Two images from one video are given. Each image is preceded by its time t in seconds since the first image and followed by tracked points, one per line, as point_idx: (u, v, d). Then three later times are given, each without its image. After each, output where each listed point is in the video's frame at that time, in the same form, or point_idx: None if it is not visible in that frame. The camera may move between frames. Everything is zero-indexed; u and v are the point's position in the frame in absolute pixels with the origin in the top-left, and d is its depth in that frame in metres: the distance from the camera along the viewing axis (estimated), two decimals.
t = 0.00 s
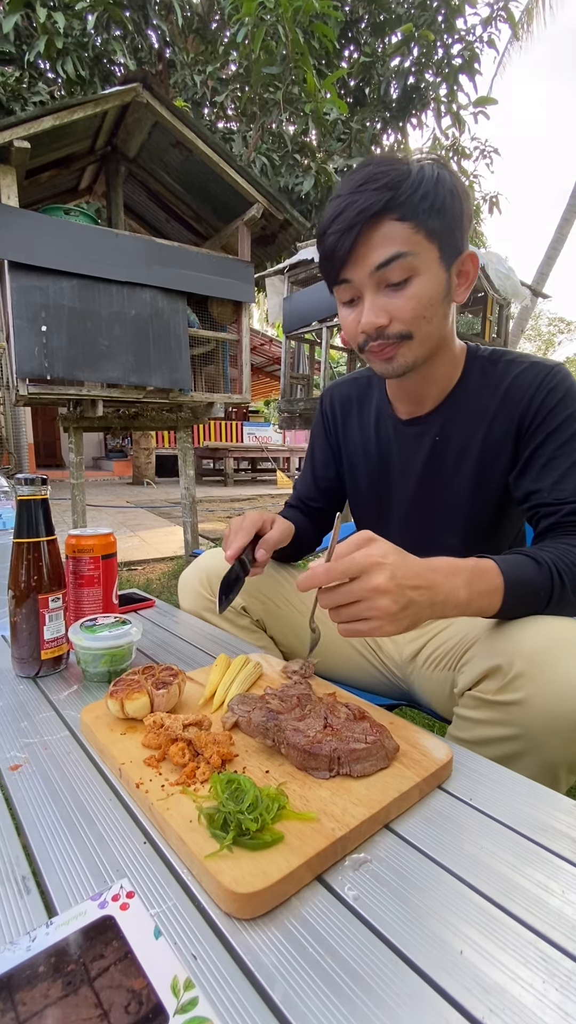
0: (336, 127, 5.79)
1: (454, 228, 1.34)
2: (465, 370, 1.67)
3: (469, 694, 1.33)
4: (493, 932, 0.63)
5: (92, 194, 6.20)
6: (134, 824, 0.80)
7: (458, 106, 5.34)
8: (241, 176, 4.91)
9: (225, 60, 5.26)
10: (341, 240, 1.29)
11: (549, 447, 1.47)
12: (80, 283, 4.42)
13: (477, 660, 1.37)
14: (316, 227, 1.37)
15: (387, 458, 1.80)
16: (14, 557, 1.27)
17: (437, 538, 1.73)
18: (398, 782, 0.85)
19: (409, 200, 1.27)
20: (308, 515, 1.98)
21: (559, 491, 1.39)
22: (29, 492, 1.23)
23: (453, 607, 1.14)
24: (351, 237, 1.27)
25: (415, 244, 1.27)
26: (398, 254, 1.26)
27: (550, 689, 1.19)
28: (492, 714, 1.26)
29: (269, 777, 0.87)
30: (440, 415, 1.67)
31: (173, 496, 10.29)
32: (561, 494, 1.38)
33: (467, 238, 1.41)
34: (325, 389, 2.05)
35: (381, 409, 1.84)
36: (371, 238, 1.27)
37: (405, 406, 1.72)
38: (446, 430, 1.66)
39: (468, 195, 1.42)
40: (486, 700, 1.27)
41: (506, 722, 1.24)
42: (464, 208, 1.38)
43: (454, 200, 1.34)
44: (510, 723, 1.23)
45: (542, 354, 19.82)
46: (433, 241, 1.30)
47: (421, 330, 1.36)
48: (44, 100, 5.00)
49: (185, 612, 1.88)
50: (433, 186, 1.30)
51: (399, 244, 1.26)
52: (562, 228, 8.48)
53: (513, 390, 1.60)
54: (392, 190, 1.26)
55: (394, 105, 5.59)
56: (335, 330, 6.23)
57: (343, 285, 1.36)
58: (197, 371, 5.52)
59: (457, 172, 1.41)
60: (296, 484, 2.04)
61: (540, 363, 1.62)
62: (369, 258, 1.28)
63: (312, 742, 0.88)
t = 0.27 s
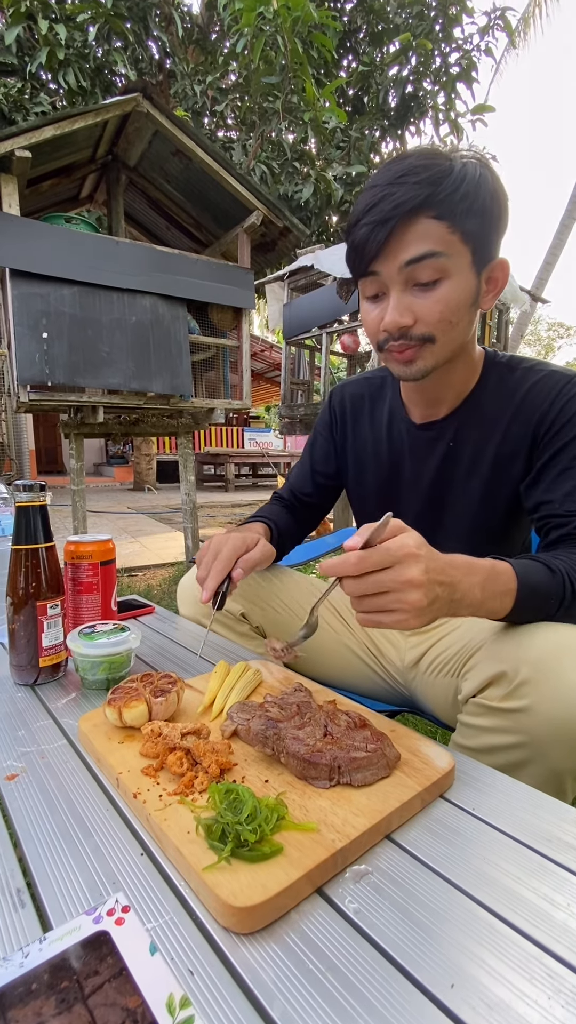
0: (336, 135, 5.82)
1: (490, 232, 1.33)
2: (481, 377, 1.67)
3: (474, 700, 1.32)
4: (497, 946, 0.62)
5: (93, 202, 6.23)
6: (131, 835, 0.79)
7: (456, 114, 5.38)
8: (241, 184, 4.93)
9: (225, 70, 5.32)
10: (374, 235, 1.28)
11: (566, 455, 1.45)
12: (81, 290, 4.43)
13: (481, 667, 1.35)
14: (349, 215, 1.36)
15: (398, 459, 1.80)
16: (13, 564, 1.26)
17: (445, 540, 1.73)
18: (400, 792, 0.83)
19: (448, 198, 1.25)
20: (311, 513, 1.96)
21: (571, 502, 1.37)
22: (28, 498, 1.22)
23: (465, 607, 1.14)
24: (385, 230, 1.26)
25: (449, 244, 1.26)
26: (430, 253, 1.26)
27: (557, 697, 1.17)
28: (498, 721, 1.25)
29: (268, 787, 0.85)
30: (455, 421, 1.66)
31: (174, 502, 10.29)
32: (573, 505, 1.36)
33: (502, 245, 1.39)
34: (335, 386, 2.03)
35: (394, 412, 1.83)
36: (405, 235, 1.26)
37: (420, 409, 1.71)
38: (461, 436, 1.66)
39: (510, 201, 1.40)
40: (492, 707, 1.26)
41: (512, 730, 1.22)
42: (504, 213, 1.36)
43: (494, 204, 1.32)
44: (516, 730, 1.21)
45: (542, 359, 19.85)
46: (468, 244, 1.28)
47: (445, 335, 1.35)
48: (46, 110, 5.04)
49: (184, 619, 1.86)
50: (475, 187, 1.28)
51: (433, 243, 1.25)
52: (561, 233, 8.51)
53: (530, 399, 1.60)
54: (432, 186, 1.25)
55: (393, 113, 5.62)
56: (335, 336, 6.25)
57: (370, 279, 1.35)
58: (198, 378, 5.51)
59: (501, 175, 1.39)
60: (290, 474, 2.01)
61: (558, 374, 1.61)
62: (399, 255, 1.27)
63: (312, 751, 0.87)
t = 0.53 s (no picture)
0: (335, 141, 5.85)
1: (498, 241, 1.32)
2: (483, 384, 1.65)
3: (478, 707, 1.30)
4: (501, 958, 0.61)
5: (93, 208, 6.26)
6: (131, 844, 0.78)
7: (454, 120, 5.40)
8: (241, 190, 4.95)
9: (225, 78, 5.35)
10: (378, 233, 1.26)
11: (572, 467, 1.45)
12: (82, 295, 4.44)
13: (487, 674, 1.34)
14: (353, 212, 1.34)
15: (397, 466, 1.80)
16: (12, 570, 1.25)
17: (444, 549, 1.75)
18: (402, 800, 0.82)
19: (456, 202, 1.24)
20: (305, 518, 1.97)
21: None
22: (27, 504, 1.22)
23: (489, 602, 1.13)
24: (390, 230, 1.24)
25: (454, 249, 1.25)
26: (435, 257, 1.24)
27: (563, 705, 1.17)
28: (504, 729, 1.23)
29: (268, 795, 0.84)
30: (453, 430, 1.65)
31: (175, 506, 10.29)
32: None
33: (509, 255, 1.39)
34: (330, 389, 2.00)
35: (391, 419, 1.82)
36: (410, 236, 1.25)
37: (418, 419, 1.68)
38: (460, 445, 1.65)
39: (520, 211, 1.39)
40: (497, 715, 1.24)
41: (518, 738, 1.21)
42: (513, 222, 1.35)
43: (504, 213, 1.32)
44: (523, 738, 1.20)
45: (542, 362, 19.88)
46: (475, 250, 1.27)
47: (444, 347, 1.34)
48: (47, 118, 5.07)
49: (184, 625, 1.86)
50: (486, 193, 1.27)
51: (438, 246, 1.24)
52: (560, 237, 8.54)
53: (533, 407, 1.59)
54: (440, 188, 1.24)
55: (392, 119, 5.63)
56: (335, 341, 6.26)
57: (370, 279, 1.33)
58: (198, 382, 5.51)
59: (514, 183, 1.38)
60: (279, 477, 2.00)
61: (560, 379, 1.60)
62: (403, 255, 1.26)
63: (313, 758, 0.86)
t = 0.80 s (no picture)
0: (334, 145, 5.87)
1: (487, 247, 1.31)
2: (473, 390, 1.64)
3: (480, 711, 1.30)
4: (506, 961, 0.61)
5: (94, 213, 6.29)
6: (132, 848, 0.78)
7: (453, 124, 5.42)
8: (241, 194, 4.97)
9: (225, 83, 5.37)
10: (360, 236, 1.24)
11: (570, 474, 1.46)
12: (82, 299, 4.45)
13: (488, 679, 1.33)
14: (336, 214, 1.33)
15: (387, 475, 1.78)
16: (13, 572, 1.25)
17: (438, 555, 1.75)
18: (405, 803, 0.82)
19: (442, 206, 1.23)
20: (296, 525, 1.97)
21: None
22: (28, 506, 1.22)
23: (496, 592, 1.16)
24: (373, 234, 1.23)
25: (440, 254, 1.24)
26: (419, 263, 1.23)
27: (564, 709, 1.17)
28: (505, 733, 1.23)
29: (270, 798, 0.84)
30: (444, 438, 1.63)
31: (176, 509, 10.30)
32: None
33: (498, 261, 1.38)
34: (318, 394, 2.01)
35: (381, 426, 1.79)
36: (394, 240, 1.23)
37: (407, 428, 1.66)
38: (451, 453, 1.64)
39: (510, 216, 1.39)
40: (499, 719, 1.24)
41: (520, 743, 1.21)
42: (502, 227, 1.35)
43: (493, 218, 1.31)
44: (524, 743, 1.20)
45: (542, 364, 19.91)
46: (462, 255, 1.27)
47: (429, 358, 1.33)
48: (48, 123, 5.09)
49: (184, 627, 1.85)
50: (473, 198, 1.27)
51: (423, 252, 1.23)
52: (559, 239, 8.56)
53: (525, 412, 1.59)
54: (426, 192, 1.23)
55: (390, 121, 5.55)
56: (336, 343, 6.27)
57: (352, 284, 1.32)
58: (199, 385, 5.52)
59: (505, 187, 1.37)
60: (271, 487, 2.02)
61: (550, 381, 1.61)
62: (386, 260, 1.24)
63: (315, 761, 0.86)
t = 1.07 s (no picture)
0: (334, 147, 5.88)
1: (475, 254, 1.31)
2: (465, 396, 1.64)
3: (481, 715, 1.30)
4: (508, 965, 0.61)
5: (94, 215, 6.30)
6: (134, 851, 0.78)
7: (452, 125, 5.43)
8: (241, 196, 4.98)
9: (224, 85, 5.38)
10: (343, 244, 1.24)
11: (568, 479, 1.47)
12: (83, 302, 4.46)
13: (489, 683, 1.34)
14: (317, 220, 1.32)
15: (380, 481, 1.78)
16: (14, 575, 1.25)
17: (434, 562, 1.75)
18: (407, 806, 0.82)
19: (428, 214, 1.23)
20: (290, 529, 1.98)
21: None
22: (30, 509, 1.21)
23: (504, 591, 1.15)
24: (356, 241, 1.22)
25: (426, 262, 1.24)
26: (403, 272, 1.23)
27: (565, 713, 1.17)
28: (506, 737, 1.23)
29: (272, 802, 0.84)
30: (438, 446, 1.63)
31: (177, 511, 10.30)
32: None
33: (486, 268, 1.38)
34: (310, 398, 2.02)
35: (373, 433, 1.79)
36: (378, 248, 1.23)
37: (400, 436, 1.65)
38: (446, 458, 1.64)
39: (498, 221, 1.39)
40: (500, 723, 1.24)
41: (520, 746, 1.21)
42: (489, 233, 1.35)
43: (480, 225, 1.31)
44: (526, 748, 1.19)
45: (543, 365, 19.91)
46: (449, 263, 1.26)
47: (417, 369, 1.34)
48: (48, 126, 5.10)
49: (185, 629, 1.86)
50: (460, 205, 1.27)
51: (408, 261, 1.22)
52: (559, 239, 8.56)
53: (519, 418, 1.59)
54: (410, 199, 1.22)
55: (390, 124, 5.60)
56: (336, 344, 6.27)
57: (336, 293, 1.31)
58: (200, 386, 5.52)
59: (492, 192, 1.37)
60: (267, 492, 2.03)
61: (542, 382, 1.62)
62: (370, 268, 1.24)
63: (317, 764, 0.86)
